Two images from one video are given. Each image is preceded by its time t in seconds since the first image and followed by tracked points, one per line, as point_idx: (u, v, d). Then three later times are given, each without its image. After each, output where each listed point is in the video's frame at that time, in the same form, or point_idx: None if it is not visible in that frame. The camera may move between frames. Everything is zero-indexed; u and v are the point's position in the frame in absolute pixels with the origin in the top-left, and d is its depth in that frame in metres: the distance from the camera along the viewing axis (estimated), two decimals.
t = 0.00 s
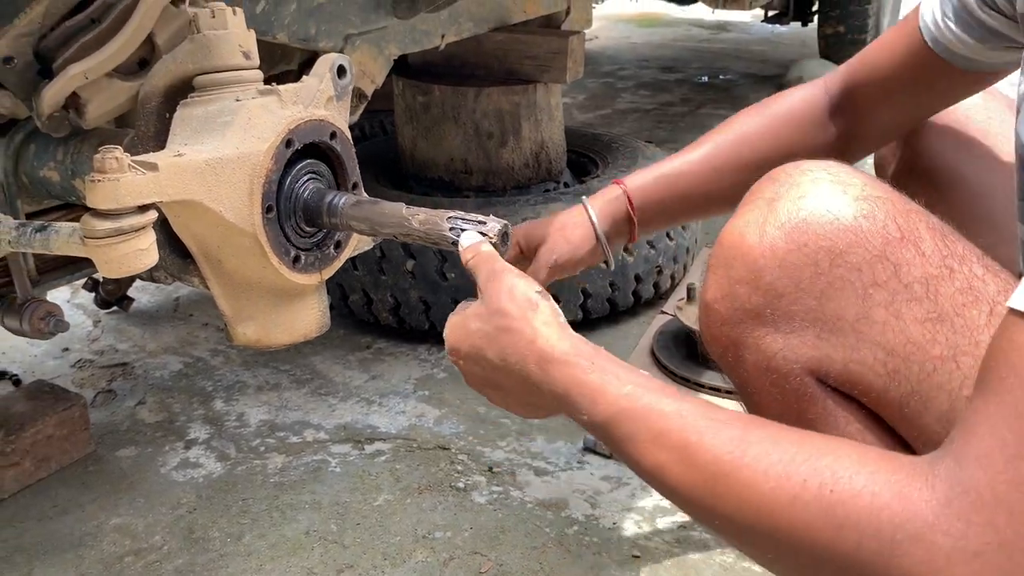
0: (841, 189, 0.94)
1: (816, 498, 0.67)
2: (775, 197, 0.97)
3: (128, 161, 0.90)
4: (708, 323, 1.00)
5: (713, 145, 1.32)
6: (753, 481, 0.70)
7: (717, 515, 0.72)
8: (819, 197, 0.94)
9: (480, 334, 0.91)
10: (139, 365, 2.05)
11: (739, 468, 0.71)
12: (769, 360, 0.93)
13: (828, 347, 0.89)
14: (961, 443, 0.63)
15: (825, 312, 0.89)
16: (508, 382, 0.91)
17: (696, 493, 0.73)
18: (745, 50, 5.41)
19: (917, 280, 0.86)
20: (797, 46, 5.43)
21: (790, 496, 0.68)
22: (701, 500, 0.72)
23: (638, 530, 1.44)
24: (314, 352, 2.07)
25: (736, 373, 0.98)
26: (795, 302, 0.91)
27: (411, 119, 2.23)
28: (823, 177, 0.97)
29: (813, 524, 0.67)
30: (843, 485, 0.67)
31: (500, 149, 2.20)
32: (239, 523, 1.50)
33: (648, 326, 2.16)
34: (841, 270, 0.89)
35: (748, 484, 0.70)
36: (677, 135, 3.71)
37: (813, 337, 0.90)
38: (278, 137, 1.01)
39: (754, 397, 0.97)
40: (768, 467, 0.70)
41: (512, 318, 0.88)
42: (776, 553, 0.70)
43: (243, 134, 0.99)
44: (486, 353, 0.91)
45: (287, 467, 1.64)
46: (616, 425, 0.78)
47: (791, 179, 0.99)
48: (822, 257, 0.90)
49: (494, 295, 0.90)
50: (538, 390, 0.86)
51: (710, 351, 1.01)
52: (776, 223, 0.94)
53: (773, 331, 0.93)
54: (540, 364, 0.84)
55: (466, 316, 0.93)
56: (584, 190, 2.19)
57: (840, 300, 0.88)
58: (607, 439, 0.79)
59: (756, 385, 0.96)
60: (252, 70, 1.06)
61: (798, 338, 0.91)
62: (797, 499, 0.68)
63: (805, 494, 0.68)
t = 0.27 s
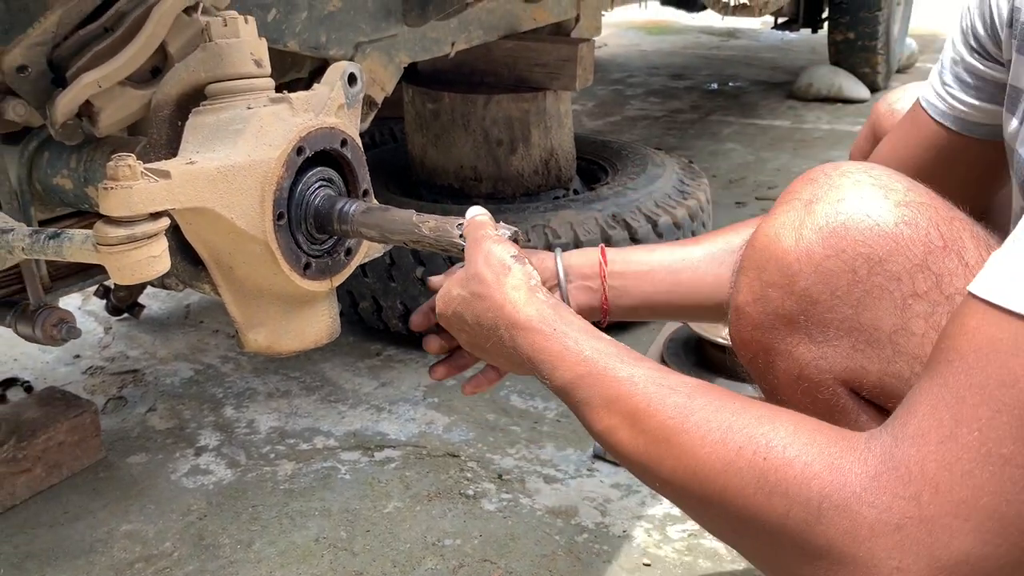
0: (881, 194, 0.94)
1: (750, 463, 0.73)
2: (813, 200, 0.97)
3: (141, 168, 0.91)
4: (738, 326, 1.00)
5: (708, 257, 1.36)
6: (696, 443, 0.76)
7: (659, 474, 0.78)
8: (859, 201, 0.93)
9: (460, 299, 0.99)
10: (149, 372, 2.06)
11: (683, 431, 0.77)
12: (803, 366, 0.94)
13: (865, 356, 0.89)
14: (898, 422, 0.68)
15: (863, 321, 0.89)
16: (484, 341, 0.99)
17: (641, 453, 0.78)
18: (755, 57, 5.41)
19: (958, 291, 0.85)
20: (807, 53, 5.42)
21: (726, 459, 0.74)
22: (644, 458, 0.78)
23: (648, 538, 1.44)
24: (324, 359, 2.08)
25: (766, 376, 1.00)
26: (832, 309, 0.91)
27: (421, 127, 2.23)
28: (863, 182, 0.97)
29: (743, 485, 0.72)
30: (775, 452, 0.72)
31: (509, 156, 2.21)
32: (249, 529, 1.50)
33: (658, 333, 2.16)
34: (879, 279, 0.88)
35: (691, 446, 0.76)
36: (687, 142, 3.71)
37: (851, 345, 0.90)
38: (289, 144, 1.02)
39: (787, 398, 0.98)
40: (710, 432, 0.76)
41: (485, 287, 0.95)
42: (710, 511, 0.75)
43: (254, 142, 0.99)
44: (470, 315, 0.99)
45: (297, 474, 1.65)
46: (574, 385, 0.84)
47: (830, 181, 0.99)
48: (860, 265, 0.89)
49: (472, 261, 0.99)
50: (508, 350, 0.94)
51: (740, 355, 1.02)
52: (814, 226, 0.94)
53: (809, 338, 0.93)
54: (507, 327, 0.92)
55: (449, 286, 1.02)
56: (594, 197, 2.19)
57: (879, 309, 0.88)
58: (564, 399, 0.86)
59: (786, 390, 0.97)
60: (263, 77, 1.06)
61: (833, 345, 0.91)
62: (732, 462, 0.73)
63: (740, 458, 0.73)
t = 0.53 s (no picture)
0: (892, 199, 0.92)
1: (765, 437, 0.72)
2: (822, 206, 0.95)
3: (151, 174, 0.91)
4: (747, 335, 0.97)
5: (674, 247, 1.40)
6: (710, 419, 0.75)
7: (672, 451, 0.77)
8: (868, 207, 0.91)
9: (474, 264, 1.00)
10: (158, 376, 2.07)
11: (695, 407, 0.76)
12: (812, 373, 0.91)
13: (877, 366, 0.85)
14: (910, 391, 0.67)
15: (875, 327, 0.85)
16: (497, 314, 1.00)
17: (652, 429, 0.78)
18: (761, 62, 5.40)
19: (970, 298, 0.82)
20: (814, 58, 5.42)
21: (741, 434, 0.73)
22: (657, 435, 0.78)
23: (655, 543, 1.44)
24: (332, 363, 2.08)
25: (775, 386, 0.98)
26: (843, 314, 0.87)
27: (428, 132, 2.24)
28: (874, 187, 0.95)
29: (759, 461, 0.72)
30: (791, 426, 0.71)
31: (516, 161, 2.21)
32: (257, 533, 1.50)
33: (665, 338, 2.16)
34: (890, 286, 0.85)
35: (706, 423, 0.75)
36: (694, 146, 3.71)
37: (861, 355, 0.86)
38: (299, 150, 1.02)
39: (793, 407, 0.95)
40: (723, 407, 0.75)
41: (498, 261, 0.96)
42: (724, 490, 0.75)
43: (265, 147, 1.00)
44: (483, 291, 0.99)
45: (304, 478, 1.65)
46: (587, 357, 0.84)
47: (839, 188, 0.97)
48: (871, 272, 0.86)
49: (490, 230, 0.99)
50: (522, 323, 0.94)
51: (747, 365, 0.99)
52: (823, 233, 0.92)
53: (819, 347, 0.89)
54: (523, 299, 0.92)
55: (461, 254, 1.03)
56: (601, 202, 2.19)
57: (891, 315, 0.84)
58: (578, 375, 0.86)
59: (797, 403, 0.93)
60: (273, 83, 1.07)
61: (843, 354, 0.88)
62: (748, 438, 0.73)
63: (756, 434, 0.73)
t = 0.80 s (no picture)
0: (913, 198, 0.93)
1: (783, 389, 0.71)
2: (842, 203, 0.95)
3: (158, 177, 0.92)
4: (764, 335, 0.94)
5: (642, 237, 1.42)
6: (725, 373, 0.74)
7: (685, 406, 0.76)
8: (892, 203, 0.92)
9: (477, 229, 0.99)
10: (164, 379, 2.07)
11: (710, 362, 0.75)
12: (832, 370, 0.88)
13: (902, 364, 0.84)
14: (931, 340, 0.67)
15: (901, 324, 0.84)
16: (498, 276, 0.99)
17: (666, 385, 0.77)
18: (765, 63, 5.40)
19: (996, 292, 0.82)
20: (818, 59, 5.41)
21: (758, 387, 0.72)
22: (671, 390, 0.76)
23: (660, 545, 1.44)
24: (337, 366, 2.09)
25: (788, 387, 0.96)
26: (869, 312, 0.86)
27: (433, 134, 2.24)
28: (894, 185, 0.96)
29: (777, 413, 0.71)
30: (809, 377, 0.71)
31: (521, 163, 2.22)
32: (263, 536, 1.51)
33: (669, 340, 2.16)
34: (917, 285, 0.85)
35: (722, 376, 0.74)
36: (698, 148, 3.71)
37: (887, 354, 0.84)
38: (304, 153, 1.03)
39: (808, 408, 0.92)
40: (739, 362, 0.74)
41: (505, 226, 0.96)
42: (738, 446, 0.73)
43: (271, 151, 1.00)
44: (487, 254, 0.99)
45: (310, 480, 1.65)
46: (598, 315, 0.83)
47: (860, 184, 0.98)
48: (896, 270, 0.86)
49: (490, 193, 0.99)
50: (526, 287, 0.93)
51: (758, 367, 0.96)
52: (846, 229, 0.91)
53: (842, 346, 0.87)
54: (531, 261, 0.91)
55: (459, 219, 1.02)
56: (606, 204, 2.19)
57: (919, 311, 0.83)
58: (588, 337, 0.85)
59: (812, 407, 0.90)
60: (279, 87, 1.07)
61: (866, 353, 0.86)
62: (765, 390, 0.72)
63: (773, 387, 0.72)
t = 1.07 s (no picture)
0: (936, 188, 0.93)
1: (783, 391, 0.71)
2: (865, 194, 0.96)
3: (161, 182, 0.92)
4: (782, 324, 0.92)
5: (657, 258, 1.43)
6: (728, 373, 0.73)
7: (689, 405, 0.76)
8: (913, 193, 0.92)
9: (500, 232, 1.00)
10: (168, 382, 2.07)
11: (714, 362, 0.75)
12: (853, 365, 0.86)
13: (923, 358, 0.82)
14: (927, 342, 0.66)
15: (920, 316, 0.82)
16: (524, 276, 1.00)
17: (671, 384, 0.76)
18: (768, 64, 5.40)
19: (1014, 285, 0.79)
20: (821, 60, 5.41)
21: (759, 387, 0.72)
22: (676, 389, 0.76)
23: (664, 547, 1.44)
24: (341, 368, 2.09)
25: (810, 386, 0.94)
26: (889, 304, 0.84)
27: (436, 137, 2.25)
28: (916, 176, 0.96)
29: (777, 414, 0.70)
30: (807, 379, 0.70)
31: (524, 165, 2.22)
32: (266, 539, 1.51)
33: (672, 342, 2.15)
34: (937, 275, 0.83)
35: (724, 375, 0.74)
36: (701, 150, 3.70)
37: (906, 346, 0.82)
38: (307, 157, 1.03)
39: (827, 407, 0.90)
40: (743, 362, 0.74)
41: (530, 228, 0.96)
42: (740, 447, 0.73)
43: (274, 154, 1.01)
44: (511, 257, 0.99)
45: (313, 483, 1.65)
46: (614, 314, 0.83)
47: (882, 174, 0.98)
48: (916, 260, 0.85)
49: (516, 196, 1.00)
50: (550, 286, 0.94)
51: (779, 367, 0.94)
52: (866, 218, 0.91)
53: (862, 339, 0.85)
54: (554, 260, 0.92)
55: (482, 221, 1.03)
56: (609, 206, 2.19)
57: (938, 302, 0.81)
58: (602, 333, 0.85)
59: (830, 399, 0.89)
60: (282, 91, 1.07)
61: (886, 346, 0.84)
62: (765, 391, 0.71)
63: (774, 387, 0.71)
